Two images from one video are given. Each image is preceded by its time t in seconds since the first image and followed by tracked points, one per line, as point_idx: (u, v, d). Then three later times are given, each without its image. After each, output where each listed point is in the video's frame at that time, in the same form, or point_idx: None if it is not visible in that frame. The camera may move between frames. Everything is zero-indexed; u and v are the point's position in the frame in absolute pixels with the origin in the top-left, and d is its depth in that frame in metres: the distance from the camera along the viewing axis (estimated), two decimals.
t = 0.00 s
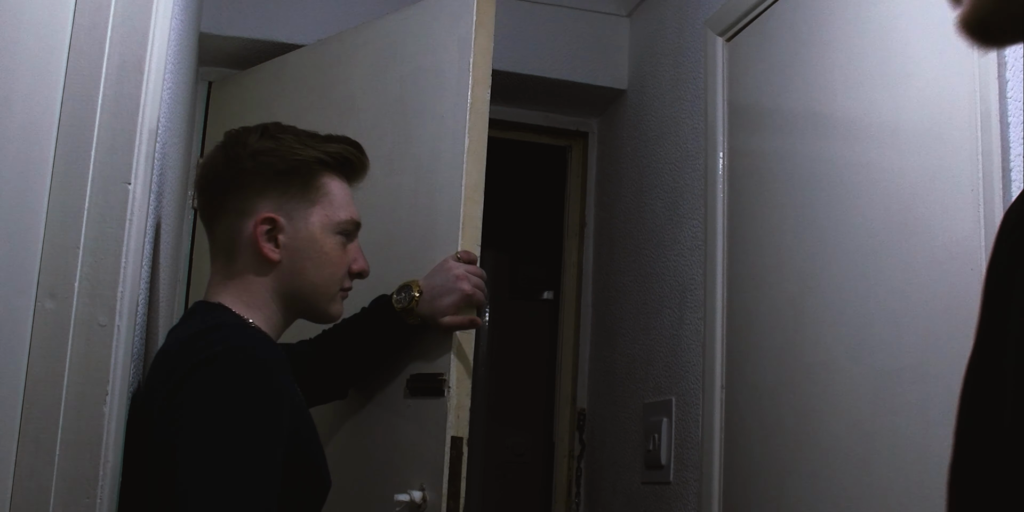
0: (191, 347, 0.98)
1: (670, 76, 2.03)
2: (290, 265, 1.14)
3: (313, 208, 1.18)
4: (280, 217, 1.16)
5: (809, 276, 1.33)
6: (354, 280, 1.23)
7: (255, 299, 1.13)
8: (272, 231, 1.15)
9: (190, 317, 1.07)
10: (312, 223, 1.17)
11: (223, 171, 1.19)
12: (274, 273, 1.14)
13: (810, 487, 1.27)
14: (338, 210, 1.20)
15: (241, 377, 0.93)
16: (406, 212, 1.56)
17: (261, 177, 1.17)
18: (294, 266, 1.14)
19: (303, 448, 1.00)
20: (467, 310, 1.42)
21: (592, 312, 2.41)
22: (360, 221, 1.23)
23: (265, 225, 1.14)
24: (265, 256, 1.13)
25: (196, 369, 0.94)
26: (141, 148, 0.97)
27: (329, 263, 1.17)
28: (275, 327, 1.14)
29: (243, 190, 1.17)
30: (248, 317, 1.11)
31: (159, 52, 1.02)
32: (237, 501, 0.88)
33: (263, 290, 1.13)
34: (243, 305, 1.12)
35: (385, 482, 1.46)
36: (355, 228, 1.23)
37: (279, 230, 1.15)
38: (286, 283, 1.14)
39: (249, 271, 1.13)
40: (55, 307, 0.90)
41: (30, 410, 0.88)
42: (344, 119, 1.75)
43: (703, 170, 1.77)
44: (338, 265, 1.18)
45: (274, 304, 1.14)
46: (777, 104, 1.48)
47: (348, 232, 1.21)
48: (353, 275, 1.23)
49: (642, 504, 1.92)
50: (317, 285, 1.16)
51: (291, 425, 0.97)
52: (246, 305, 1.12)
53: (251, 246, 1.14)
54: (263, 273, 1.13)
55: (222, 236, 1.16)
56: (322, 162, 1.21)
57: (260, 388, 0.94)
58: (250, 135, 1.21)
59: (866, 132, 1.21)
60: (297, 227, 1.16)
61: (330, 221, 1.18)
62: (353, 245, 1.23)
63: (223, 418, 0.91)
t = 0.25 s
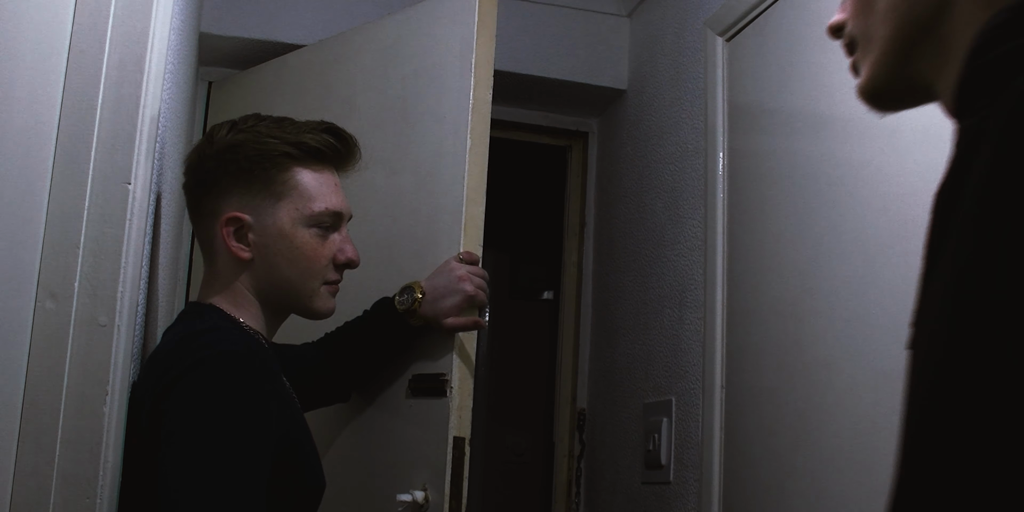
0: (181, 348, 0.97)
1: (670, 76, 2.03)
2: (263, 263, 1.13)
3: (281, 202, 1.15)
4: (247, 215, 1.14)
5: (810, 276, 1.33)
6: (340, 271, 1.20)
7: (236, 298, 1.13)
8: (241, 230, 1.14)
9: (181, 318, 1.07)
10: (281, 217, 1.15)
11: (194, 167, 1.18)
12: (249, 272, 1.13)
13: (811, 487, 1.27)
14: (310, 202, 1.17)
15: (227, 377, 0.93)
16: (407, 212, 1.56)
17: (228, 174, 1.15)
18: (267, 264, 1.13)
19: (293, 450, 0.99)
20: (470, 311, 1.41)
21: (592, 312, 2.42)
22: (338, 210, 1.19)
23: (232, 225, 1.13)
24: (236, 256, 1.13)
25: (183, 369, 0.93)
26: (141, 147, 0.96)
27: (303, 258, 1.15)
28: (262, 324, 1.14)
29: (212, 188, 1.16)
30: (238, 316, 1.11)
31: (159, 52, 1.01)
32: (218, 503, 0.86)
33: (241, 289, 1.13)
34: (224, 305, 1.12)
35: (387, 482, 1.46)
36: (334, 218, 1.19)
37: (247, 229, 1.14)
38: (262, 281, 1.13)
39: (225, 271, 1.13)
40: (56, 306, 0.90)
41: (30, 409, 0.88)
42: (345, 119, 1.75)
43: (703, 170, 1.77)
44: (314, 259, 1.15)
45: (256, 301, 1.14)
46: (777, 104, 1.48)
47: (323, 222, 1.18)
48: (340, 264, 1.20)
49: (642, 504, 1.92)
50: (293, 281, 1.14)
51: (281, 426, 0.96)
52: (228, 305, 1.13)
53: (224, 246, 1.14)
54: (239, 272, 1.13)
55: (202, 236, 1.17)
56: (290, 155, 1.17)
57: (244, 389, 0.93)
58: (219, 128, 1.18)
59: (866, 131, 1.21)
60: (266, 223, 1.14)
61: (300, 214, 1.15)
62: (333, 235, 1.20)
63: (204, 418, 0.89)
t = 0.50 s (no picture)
0: (180, 349, 0.97)
1: (670, 76, 2.03)
2: (276, 268, 1.13)
3: (297, 209, 1.16)
4: (263, 221, 1.13)
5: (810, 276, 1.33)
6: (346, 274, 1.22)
7: (244, 302, 1.12)
8: (256, 235, 1.13)
9: (182, 319, 1.06)
10: (296, 223, 1.15)
11: (206, 168, 1.15)
12: (261, 277, 1.13)
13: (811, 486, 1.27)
14: (325, 207, 1.18)
15: (229, 379, 0.92)
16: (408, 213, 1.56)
17: (243, 179, 1.14)
18: (280, 269, 1.13)
19: (293, 453, 0.98)
20: (472, 311, 1.41)
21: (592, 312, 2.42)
22: (348, 214, 1.21)
23: (247, 229, 1.12)
24: (250, 261, 1.12)
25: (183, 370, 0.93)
26: (141, 148, 0.96)
27: (316, 263, 1.16)
28: (266, 326, 1.14)
29: (226, 190, 1.14)
30: (240, 318, 1.11)
31: (159, 52, 1.01)
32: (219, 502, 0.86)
33: (251, 294, 1.12)
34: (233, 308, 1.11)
35: (389, 482, 1.46)
36: (344, 222, 1.21)
37: (262, 234, 1.13)
38: (274, 285, 1.13)
39: (236, 274, 1.12)
40: (56, 307, 0.89)
41: (30, 410, 0.88)
42: (346, 119, 1.75)
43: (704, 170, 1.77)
44: (326, 264, 1.17)
45: (263, 304, 1.14)
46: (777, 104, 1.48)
47: (336, 228, 1.19)
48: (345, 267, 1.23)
49: (642, 504, 1.92)
50: (306, 286, 1.15)
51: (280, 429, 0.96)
52: (235, 309, 1.12)
53: (236, 250, 1.12)
54: (250, 276, 1.13)
55: (207, 237, 1.15)
56: (306, 161, 1.17)
57: (247, 390, 0.93)
58: (233, 130, 1.16)
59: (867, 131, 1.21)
60: (281, 229, 1.14)
61: (315, 220, 1.17)
62: (342, 239, 1.21)
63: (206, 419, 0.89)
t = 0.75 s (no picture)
0: (179, 350, 0.97)
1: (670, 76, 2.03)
2: (274, 268, 1.13)
3: (295, 207, 1.16)
4: (261, 220, 1.13)
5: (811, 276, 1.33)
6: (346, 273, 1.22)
7: (242, 302, 1.12)
8: (254, 234, 1.13)
9: (180, 320, 1.07)
10: (294, 222, 1.15)
11: (203, 168, 1.15)
12: (259, 276, 1.13)
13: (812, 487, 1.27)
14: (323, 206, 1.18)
15: (232, 379, 0.93)
16: (408, 213, 1.56)
17: (241, 178, 1.14)
18: (279, 269, 1.13)
19: (292, 455, 0.99)
20: (470, 311, 1.41)
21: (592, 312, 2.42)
22: (347, 213, 1.21)
23: (245, 229, 1.12)
24: (248, 260, 1.12)
25: (184, 371, 0.93)
26: (141, 148, 0.97)
27: (315, 262, 1.16)
28: (264, 327, 1.14)
29: (223, 190, 1.14)
30: (239, 319, 1.11)
31: (159, 53, 1.01)
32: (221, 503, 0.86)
33: (250, 293, 1.13)
34: (231, 308, 1.12)
35: (388, 483, 1.46)
36: (343, 221, 1.21)
37: (260, 233, 1.13)
38: (272, 285, 1.13)
39: (234, 274, 1.12)
40: (55, 307, 0.89)
41: (30, 410, 0.88)
42: (346, 119, 1.76)
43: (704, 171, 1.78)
44: (325, 263, 1.17)
45: (261, 303, 1.14)
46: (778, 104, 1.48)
47: (334, 227, 1.19)
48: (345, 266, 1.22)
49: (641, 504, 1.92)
50: (304, 285, 1.15)
51: (281, 430, 0.96)
52: (234, 309, 1.12)
53: (234, 249, 1.12)
54: (248, 275, 1.13)
55: (207, 237, 1.15)
56: (304, 160, 1.17)
57: (251, 391, 0.93)
58: (230, 130, 1.16)
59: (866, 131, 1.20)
60: (279, 228, 1.14)
61: (313, 218, 1.16)
62: (341, 237, 1.21)
63: (209, 419, 0.89)
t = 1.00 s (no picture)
0: (177, 351, 0.97)
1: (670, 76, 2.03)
2: (261, 259, 1.12)
3: (275, 195, 1.14)
4: (243, 212, 1.13)
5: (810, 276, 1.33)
6: (339, 259, 1.20)
7: (235, 297, 1.12)
8: (237, 227, 1.13)
9: (177, 320, 1.07)
10: (277, 210, 1.14)
11: (184, 167, 1.16)
12: (247, 270, 1.13)
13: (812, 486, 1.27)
14: (303, 190, 1.16)
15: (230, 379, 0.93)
16: (407, 212, 1.56)
17: (219, 172, 1.14)
18: (265, 260, 1.12)
19: (290, 457, 0.99)
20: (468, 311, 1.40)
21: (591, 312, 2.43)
22: (330, 196, 1.19)
23: (228, 222, 1.12)
24: (235, 254, 1.12)
25: (182, 371, 0.94)
26: (141, 148, 0.97)
27: (301, 248, 1.14)
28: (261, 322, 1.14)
29: (204, 187, 1.15)
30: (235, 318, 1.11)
31: (159, 53, 1.02)
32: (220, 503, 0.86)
33: (241, 287, 1.12)
34: (227, 306, 1.12)
35: (388, 483, 1.46)
36: (327, 204, 1.19)
37: (243, 225, 1.13)
38: (261, 276, 1.13)
39: (224, 271, 1.13)
40: (55, 307, 0.89)
41: (30, 410, 0.88)
42: (345, 120, 1.76)
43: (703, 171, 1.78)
44: (312, 249, 1.15)
45: (254, 299, 1.13)
46: (778, 104, 1.48)
47: (319, 210, 1.17)
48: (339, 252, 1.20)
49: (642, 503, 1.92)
50: (293, 273, 1.13)
51: (279, 431, 0.96)
52: (228, 306, 1.12)
53: (222, 245, 1.12)
54: (237, 270, 1.12)
55: (200, 237, 1.16)
56: (282, 149, 1.16)
57: (249, 391, 0.93)
58: (208, 127, 1.17)
59: (865, 132, 1.21)
60: (262, 218, 1.13)
61: (295, 204, 1.15)
62: (328, 222, 1.19)
63: (207, 419, 0.89)
